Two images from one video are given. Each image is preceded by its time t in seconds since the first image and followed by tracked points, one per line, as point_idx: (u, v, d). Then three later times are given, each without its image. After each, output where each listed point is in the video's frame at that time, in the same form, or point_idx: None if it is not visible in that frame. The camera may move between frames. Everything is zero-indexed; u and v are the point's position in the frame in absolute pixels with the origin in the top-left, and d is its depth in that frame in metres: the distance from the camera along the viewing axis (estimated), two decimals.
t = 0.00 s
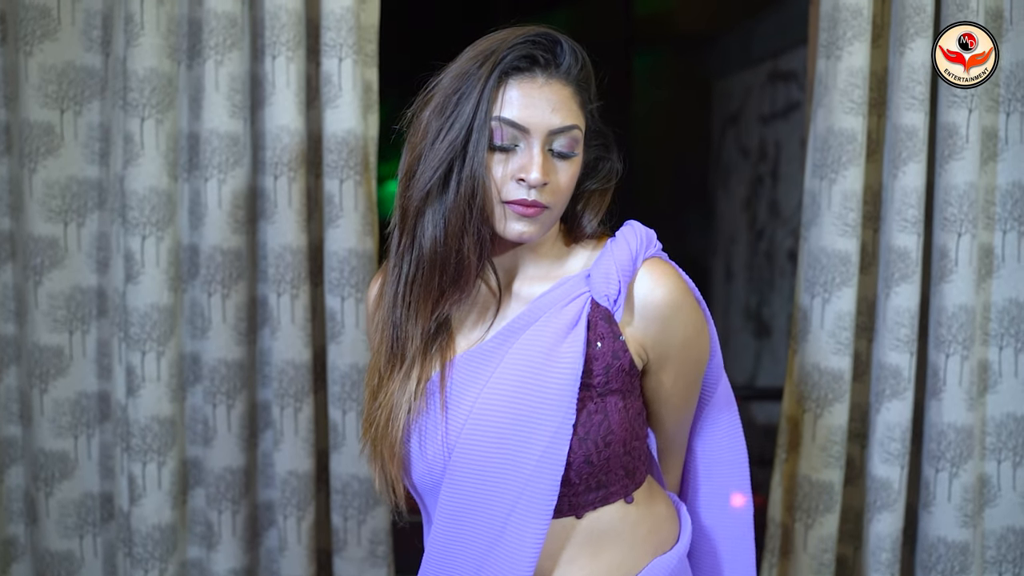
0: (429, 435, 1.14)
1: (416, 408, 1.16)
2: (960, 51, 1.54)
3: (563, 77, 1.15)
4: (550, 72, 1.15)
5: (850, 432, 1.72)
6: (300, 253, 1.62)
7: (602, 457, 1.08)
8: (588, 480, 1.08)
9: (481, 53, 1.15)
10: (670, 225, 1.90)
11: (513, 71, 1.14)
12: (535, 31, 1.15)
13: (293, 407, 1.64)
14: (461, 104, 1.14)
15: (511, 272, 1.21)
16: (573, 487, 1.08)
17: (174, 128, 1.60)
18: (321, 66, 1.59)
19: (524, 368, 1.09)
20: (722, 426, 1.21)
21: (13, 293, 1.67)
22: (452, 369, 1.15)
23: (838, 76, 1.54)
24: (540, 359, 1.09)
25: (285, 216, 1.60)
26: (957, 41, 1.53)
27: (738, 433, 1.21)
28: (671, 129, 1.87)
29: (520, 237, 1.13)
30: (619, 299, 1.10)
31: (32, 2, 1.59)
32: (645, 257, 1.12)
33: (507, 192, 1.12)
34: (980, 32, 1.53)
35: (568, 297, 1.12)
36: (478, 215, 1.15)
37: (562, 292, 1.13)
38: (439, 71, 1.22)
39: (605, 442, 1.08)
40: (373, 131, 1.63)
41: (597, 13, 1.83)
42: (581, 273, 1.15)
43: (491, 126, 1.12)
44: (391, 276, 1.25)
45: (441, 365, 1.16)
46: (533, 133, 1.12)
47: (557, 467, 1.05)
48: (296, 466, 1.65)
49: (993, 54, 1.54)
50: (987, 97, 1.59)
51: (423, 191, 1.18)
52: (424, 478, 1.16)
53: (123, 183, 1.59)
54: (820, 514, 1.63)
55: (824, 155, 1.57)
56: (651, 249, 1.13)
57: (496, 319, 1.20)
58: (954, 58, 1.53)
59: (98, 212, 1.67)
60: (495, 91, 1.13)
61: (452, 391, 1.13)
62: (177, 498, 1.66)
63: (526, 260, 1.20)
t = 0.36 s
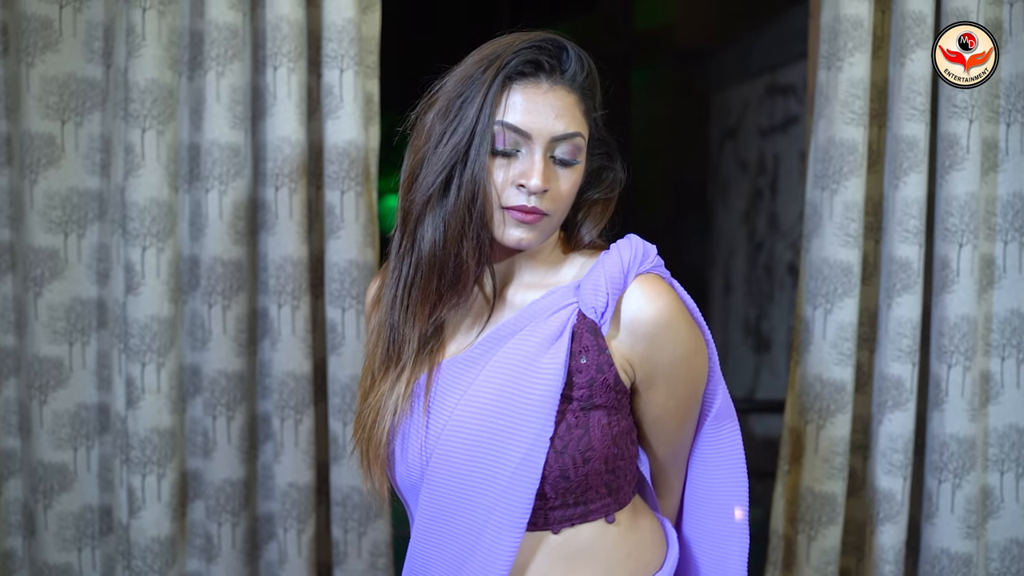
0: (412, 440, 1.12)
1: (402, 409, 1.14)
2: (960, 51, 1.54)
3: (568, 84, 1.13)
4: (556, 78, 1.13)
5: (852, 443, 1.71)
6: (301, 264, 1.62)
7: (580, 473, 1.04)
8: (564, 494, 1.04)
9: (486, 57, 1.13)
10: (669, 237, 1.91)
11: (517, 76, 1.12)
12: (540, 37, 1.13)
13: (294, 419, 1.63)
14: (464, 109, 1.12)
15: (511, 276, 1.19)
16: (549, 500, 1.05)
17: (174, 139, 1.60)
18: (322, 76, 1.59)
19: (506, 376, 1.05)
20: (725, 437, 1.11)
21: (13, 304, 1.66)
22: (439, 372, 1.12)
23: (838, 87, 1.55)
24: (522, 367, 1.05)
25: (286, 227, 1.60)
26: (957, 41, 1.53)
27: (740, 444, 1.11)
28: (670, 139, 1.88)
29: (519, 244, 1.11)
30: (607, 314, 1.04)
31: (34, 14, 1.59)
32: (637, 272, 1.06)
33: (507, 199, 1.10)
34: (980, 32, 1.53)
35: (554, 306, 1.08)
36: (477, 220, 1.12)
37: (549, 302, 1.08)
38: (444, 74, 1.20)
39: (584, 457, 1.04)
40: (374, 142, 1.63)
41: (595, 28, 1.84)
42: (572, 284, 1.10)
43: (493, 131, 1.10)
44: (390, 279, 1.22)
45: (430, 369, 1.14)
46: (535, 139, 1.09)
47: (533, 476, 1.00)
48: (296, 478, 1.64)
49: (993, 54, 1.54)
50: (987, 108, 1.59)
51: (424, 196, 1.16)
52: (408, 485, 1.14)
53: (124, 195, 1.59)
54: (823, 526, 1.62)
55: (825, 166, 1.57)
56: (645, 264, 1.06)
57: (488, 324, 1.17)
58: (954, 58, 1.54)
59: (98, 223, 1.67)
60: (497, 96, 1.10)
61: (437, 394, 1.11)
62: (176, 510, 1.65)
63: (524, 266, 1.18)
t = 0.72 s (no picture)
0: (380, 440, 1.07)
1: (376, 408, 1.09)
2: (960, 51, 1.54)
3: (566, 88, 1.06)
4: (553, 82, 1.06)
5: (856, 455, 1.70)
6: (303, 275, 1.61)
7: (543, 485, 0.95)
8: (526, 507, 0.96)
9: (482, 58, 1.07)
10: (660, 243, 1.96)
11: (512, 79, 1.05)
12: (539, 38, 1.06)
13: (295, 431, 1.62)
14: (460, 109, 1.06)
15: (502, 279, 1.11)
16: (509, 510, 0.97)
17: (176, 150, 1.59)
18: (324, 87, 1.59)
19: (475, 377, 0.98)
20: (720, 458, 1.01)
21: (12, 316, 1.65)
22: (415, 372, 1.06)
23: (842, 98, 1.55)
24: (493, 370, 0.97)
25: (289, 238, 1.60)
26: (957, 41, 1.53)
27: (736, 468, 1.01)
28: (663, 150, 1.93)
29: (510, 251, 1.04)
30: (587, 323, 0.96)
31: (36, 24, 1.59)
32: (624, 284, 0.97)
33: (500, 202, 1.03)
34: (980, 32, 1.54)
35: (533, 312, 1.00)
36: (468, 225, 1.06)
37: (531, 307, 1.00)
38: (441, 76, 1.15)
39: (548, 469, 0.95)
40: (377, 153, 1.63)
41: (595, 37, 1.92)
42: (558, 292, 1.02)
43: (486, 134, 1.03)
44: (386, 283, 1.16)
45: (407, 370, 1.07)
46: (529, 142, 1.02)
47: (494, 481, 0.93)
48: (297, 490, 1.63)
49: (993, 54, 1.54)
50: (990, 119, 1.59)
51: (418, 200, 1.10)
52: (380, 487, 1.09)
53: (124, 206, 1.58)
54: (827, 538, 1.61)
55: (829, 176, 1.57)
56: (635, 276, 0.98)
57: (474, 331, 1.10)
58: (954, 58, 1.54)
59: (99, 234, 1.66)
60: (492, 99, 1.04)
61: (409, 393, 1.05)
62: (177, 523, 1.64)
63: (514, 271, 1.10)
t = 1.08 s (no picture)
0: (358, 441, 1.05)
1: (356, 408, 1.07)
2: (960, 51, 1.54)
3: (553, 85, 1.02)
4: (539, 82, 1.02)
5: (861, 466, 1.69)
6: (304, 285, 1.59)
7: (517, 492, 0.93)
8: (500, 514, 0.94)
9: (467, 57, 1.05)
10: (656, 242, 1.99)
11: (496, 78, 1.02)
12: (524, 36, 1.03)
13: (295, 443, 1.60)
14: (444, 109, 1.03)
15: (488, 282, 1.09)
16: (483, 518, 0.95)
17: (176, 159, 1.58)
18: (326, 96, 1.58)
19: (455, 379, 0.95)
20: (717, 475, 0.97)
21: (8, 326, 1.62)
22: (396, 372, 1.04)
23: (846, 106, 1.54)
24: (472, 372, 0.95)
25: (290, 248, 1.59)
26: (957, 41, 1.53)
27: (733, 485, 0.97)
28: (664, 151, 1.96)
29: (496, 253, 1.01)
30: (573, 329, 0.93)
31: (35, 32, 1.58)
32: (617, 291, 0.94)
33: (483, 204, 1.01)
34: (980, 32, 1.54)
35: (521, 313, 0.98)
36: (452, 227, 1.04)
37: (516, 310, 0.98)
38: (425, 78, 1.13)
39: (524, 475, 0.92)
40: (378, 162, 1.62)
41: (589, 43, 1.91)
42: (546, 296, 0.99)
43: (469, 134, 1.00)
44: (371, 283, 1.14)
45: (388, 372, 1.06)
46: (513, 141, 0.99)
47: (468, 485, 0.91)
48: (297, 503, 1.61)
49: (993, 54, 1.54)
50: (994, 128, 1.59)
51: (401, 200, 1.08)
52: (358, 487, 1.07)
53: (123, 214, 1.57)
54: (833, 550, 1.59)
55: (833, 185, 1.57)
56: (628, 283, 0.95)
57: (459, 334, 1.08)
58: (954, 58, 1.53)
59: (97, 243, 1.65)
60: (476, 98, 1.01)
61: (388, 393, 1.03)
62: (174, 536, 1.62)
63: (502, 274, 1.08)
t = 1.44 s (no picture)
0: (335, 442, 1.04)
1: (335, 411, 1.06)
2: (960, 51, 1.54)
3: (529, 80, 1.01)
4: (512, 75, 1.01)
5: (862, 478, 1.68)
6: (300, 296, 1.58)
7: (485, 505, 0.91)
8: (468, 526, 0.93)
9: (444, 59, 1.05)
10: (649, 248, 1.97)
11: (470, 76, 1.02)
12: (500, 35, 1.03)
13: (290, 456, 1.58)
14: (422, 111, 1.03)
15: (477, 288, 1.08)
16: (450, 529, 0.93)
17: (170, 169, 1.56)
18: (323, 105, 1.57)
19: (432, 384, 0.95)
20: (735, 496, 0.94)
21: None
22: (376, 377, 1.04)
23: (845, 116, 1.54)
24: (451, 377, 0.94)
25: (286, 259, 1.57)
26: (957, 41, 1.54)
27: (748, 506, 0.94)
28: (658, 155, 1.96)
29: (479, 255, 0.99)
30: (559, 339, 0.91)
31: (27, 40, 1.56)
32: (610, 301, 0.92)
33: (462, 205, 0.99)
34: (980, 32, 1.55)
35: (509, 321, 0.97)
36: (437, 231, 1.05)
37: (503, 319, 0.97)
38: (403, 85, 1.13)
39: (493, 488, 0.91)
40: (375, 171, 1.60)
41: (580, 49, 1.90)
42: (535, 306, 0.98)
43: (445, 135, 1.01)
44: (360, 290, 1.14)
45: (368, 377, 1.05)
46: (489, 138, 0.98)
47: (438, 493, 0.90)
48: (292, 517, 1.58)
49: (992, 54, 1.55)
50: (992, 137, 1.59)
51: (386, 206, 1.08)
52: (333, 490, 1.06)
53: (116, 224, 1.55)
54: (834, 563, 1.58)
55: (832, 195, 1.56)
56: (623, 295, 0.94)
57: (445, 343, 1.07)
58: (954, 58, 1.54)
59: (88, 254, 1.62)
60: (451, 98, 1.02)
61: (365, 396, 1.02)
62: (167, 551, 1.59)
63: (490, 280, 1.06)
